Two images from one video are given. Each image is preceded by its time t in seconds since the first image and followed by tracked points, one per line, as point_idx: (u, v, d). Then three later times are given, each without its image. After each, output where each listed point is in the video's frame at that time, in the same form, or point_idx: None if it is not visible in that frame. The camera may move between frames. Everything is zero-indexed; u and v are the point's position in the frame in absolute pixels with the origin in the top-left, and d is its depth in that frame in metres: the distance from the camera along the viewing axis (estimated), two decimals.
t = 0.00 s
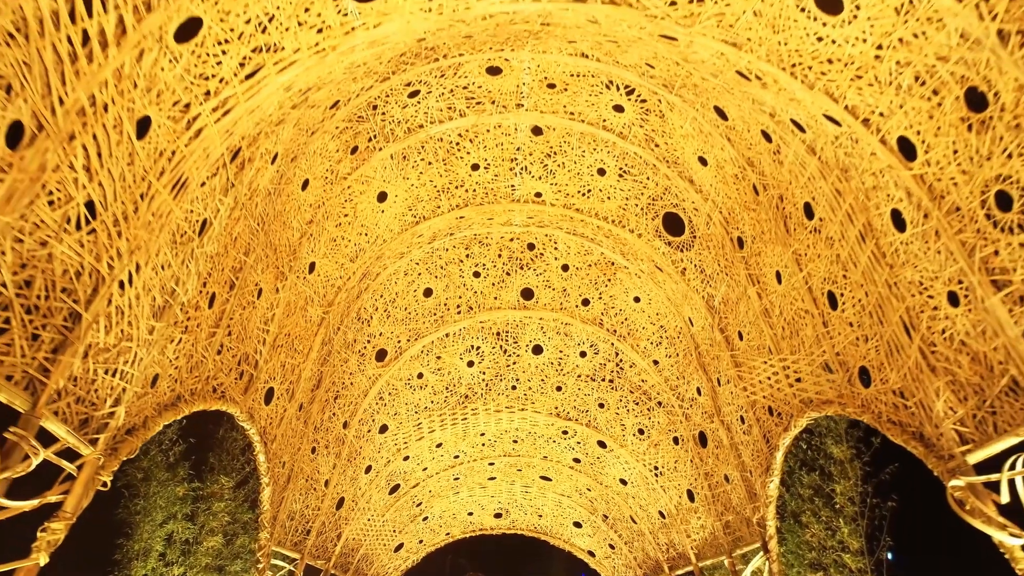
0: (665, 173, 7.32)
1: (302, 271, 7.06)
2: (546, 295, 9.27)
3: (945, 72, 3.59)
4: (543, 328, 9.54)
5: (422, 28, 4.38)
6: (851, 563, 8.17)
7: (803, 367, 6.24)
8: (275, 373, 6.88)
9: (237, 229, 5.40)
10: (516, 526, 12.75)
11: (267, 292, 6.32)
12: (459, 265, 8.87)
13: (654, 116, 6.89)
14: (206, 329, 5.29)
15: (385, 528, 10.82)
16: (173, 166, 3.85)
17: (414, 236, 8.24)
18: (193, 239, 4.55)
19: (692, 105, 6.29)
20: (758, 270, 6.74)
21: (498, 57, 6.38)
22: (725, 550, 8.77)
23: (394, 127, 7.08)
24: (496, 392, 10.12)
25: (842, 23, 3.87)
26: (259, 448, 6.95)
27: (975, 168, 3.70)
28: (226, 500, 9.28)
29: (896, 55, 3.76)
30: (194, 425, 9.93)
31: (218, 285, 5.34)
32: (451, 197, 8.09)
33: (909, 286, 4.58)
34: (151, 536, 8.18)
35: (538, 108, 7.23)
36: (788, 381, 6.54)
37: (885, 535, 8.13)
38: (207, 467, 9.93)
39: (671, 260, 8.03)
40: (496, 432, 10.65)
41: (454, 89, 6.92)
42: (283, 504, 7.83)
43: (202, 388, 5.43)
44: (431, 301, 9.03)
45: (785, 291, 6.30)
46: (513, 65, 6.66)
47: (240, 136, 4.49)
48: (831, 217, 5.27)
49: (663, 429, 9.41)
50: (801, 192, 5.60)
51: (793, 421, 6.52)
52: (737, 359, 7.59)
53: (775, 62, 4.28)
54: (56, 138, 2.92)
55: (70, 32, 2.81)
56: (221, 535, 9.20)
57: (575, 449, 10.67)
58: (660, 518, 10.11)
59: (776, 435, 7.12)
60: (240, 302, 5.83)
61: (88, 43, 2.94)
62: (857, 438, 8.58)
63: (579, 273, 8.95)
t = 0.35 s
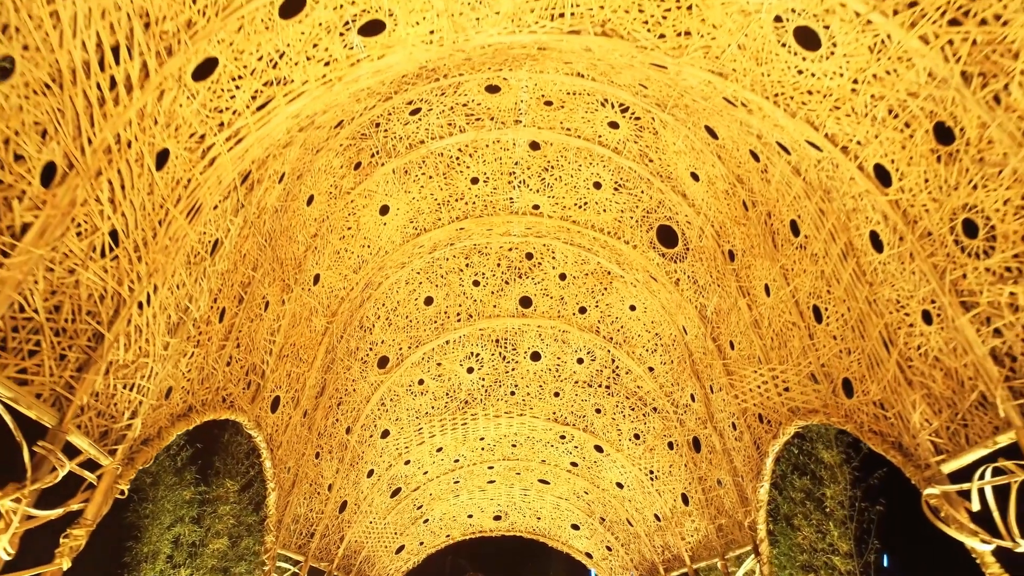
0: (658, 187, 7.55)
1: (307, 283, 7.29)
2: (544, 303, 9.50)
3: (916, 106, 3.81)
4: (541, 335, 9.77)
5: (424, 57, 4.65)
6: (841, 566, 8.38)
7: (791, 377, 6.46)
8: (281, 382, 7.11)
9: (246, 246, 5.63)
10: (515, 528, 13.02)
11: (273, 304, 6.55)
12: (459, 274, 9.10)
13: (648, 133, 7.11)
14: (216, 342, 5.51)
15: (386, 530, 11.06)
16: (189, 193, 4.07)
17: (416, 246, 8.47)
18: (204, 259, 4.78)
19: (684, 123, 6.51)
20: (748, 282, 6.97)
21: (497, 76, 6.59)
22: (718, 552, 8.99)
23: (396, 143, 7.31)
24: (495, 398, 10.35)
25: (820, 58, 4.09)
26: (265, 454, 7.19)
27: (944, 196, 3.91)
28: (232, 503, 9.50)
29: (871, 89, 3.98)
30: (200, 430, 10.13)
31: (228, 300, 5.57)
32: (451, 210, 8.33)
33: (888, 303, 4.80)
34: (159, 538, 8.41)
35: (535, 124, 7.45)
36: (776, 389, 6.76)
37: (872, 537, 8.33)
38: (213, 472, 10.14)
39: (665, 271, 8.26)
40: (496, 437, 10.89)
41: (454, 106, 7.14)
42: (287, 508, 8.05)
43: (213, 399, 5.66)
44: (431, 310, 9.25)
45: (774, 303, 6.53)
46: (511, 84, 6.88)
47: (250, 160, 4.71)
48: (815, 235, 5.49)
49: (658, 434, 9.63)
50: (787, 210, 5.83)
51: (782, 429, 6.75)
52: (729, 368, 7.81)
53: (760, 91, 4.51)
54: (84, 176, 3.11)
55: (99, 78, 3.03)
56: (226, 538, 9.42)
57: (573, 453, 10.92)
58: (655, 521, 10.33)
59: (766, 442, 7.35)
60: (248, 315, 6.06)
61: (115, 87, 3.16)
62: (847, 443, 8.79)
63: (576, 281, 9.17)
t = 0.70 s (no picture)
0: (652, 202, 7.80)
1: (312, 295, 7.54)
2: (542, 312, 9.75)
3: (888, 140, 4.05)
4: (539, 342, 10.02)
5: (426, 86, 4.91)
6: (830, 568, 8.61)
7: (779, 387, 6.70)
8: (288, 392, 7.37)
9: (255, 264, 5.88)
10: (514, 531, 13.29)
11: (280, 317, 6.81)
12: (458, 283, 9.34)
13: (641, 150, 7.35)
14: (226, 355, 5.75)
15: (388, 533, 11.32)
16: (204, 219, 4.32)
17: (417, 258, 8.72)
18: (215, 278, 5.02)
19: (676, 142, 6.75)
20: (738, 294, 7.22)
21: (496, 96, 6.82)
22: (711, 554, 9.24)
23: (398, 159, 7.55)
24: (494, 403, 10.62)
25: (799, 92, 4.34)
26: (272, 460, 7.45)
27: (915, 224, 4.15)
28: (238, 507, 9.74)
29: (846, 122, 4.22)
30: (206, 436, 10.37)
31: (238, 315, 5.82)
32: (452, 223, 8.60)
33: (866, 320, 5.05)
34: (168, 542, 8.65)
35: (533, 141, 7.69)
36: (766, 398, 7.00)
37: (860, 541, 8.48)
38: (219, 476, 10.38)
39: (659, 282, 8.51)
40: (495, 442, 11.16)
41: (454, 124, 7.38)
42: (292, 512, 8.30)
43: (223, 409, 5.91)
44: (432, 318, 9.50)
45: (762, 316, 6.77)
46: (510, 103, 7.12)
47: (260, 185, 4.96)
48: (800, 252, 5.74)
49: (653, 439, 9.85)
50: (773, 228, 6.07)
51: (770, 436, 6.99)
52: (721, 376, 8.05)
53: (744, 120, 4.77)
54: (112, 211, 3.34)
55: (126, 122, 3.27)
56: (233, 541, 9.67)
57: (570, 458, 11.18)
58: (651, 524, 10.57)
59: (756, 448, 7.60)
60: (256, 328, 6.30)
61: (139, 128, 3.40)
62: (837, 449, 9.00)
63: (573, 290, 9.42)
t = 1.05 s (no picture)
0: (646, 214, 8.02)
1: (316, 304, 7.76)
2: (540, 319, 9.97)
3: (865, 166, 4.26)
4: (537, 348, 10.25)
5: (427, 111, 5.16)
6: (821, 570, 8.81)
7: (769, 395, 6.91)
8: (292, 399, 7.59)
9: (262, 278, 6.10)
10: (513, 533, 13.53)
11: (285, 327, 7.03)
12: (458, 291, 9.56)
13: (636, 164, 7.57)
14: (234, 365, 5.97)
15: (389, 535, 11.53)
16: (216, 239, 4.54)
17: (418, 267, 8.94)
18: (223, 293, 5.24)
19: (669, 157, 6.97)
20: (729, 304, 7.44)
21: (495, 113, 7.03)
22: (705, 556, 9.44)
23: (399, 173, 7.78)
24: (493, 408, 10.85)
25: (782, 118, 4.55)
26: (277, 465, 7.68)
27: (891, 245, 4.37)
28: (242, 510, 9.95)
29: (826, 148, 4.44)
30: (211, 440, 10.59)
31: (245, 327, 6.04)
32: (452, 233, 8.84)
33: (848, 334, 5.26)
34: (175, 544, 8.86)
35: (531, 154, 7.89)
36: (756, 405, 7.22)
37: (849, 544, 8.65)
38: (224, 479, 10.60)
39: (653, 291, 8.74)
40: (494, 446, 11.39)
41: (454, 139, 7.60)
42: (296, 515, 8.51)
43: (231, 417, 6.13)
44: (432, 325, 9.71)
45: (752, 326, 6.99)
46: (508, 119, 7.33)
47: (268, 205, 5.19)
48: (787, 267, 5.96)
49: (648, 443, 10.06)
50: (762, 242, 6.29)
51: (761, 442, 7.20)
52: (713, 384, 8.26)
53: (731, 143, 4.99)
54: (133, 238, 3.55)
55: (146, 156, 3.48)
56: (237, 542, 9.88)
57: (568, 461, 11.41)
58: (646, 527, 10.78)
59: (747, 454, 7.82)
60: (262, 340, 6.52)
61: (158, 160, 3.61)
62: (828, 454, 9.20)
63: (570, 298, 9.64)
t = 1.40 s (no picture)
0: (640, 227, 8.26)
1: (320, 314, 8.00)
2: (538, 326, 10.21)
3: (843, 192, 4.50)
4: (535, 355, 10.49)
5: (428, 135, 5.45)
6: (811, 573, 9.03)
7: (758, 403, 7.14)
8: (297, 406, 7.83)
9: (269, 292, 6.35)
10: (512, 534, 13.79)
11: (290, 338, 7.27)
12: (458, 299, 9.80)
13: (630, 179, 7.81)
14: (242, 376, 6.22)
15: (390, 537, 11.77)
16: (228, 260, 4.78)
17: (419, 277, 9.19)
18: (233, 308, 5.47)
19: (661, 173, 7.21)
20: (719, 314, 7.68)
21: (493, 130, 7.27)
22: (698, 559, 9.67)
23: (401, 187, 8.02)
24: (492, 413, 11.10)
25: (765, 145, 4.80)
26: (282, 470, 7.92)
27: (867, 266, 4.61)
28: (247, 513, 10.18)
29: (806, 174, 4.68)
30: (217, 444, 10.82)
31: (253, 339, 6.28)
32: (452, 244, 9.08)
33: (831, 347, 5.50)
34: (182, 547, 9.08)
35: (529, 168, 8.12)
36: (746, 413, 7.46)
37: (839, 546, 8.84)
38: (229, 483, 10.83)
39: (648, 300, 8.98)
40: (493, 450, 11.63)
41: (454, 154, 7.84)
42: (300, 518, 8.74)
43: (239, 426, 6.37)
44: (432, 333, 9.95)
45: (742, 337, 7.23)
46: (506, 135, 7.57)
47: (276, 225, 5.43)
48: (773, 282, 6.20)
49: (644, 448, 10.29)
50: (750, 257, 6.54)
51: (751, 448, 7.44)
52: (706, 391, 8.49)
53: (718, 166, 5.23)
54: (153, 263, 3.78)
55: (166, 187, 3.72)
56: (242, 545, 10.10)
57: (565, 465, 11.66)
58: (642, 529, 11.01)
59: (738, 459, 8.06)
60: (268, 350, 6.76)
61: (177, 190, 3.85)
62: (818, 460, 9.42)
63: (567, 306, 9.87)
